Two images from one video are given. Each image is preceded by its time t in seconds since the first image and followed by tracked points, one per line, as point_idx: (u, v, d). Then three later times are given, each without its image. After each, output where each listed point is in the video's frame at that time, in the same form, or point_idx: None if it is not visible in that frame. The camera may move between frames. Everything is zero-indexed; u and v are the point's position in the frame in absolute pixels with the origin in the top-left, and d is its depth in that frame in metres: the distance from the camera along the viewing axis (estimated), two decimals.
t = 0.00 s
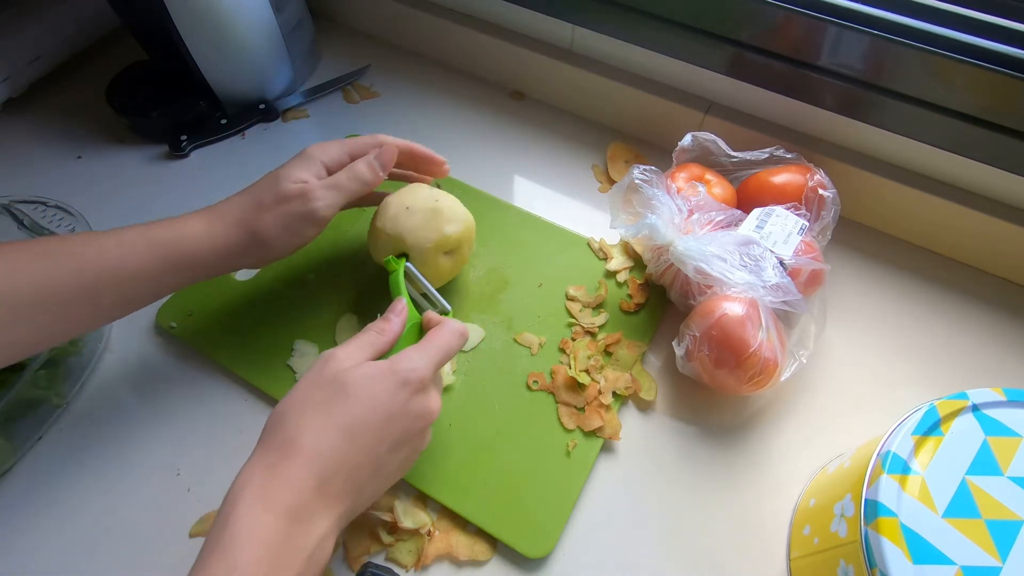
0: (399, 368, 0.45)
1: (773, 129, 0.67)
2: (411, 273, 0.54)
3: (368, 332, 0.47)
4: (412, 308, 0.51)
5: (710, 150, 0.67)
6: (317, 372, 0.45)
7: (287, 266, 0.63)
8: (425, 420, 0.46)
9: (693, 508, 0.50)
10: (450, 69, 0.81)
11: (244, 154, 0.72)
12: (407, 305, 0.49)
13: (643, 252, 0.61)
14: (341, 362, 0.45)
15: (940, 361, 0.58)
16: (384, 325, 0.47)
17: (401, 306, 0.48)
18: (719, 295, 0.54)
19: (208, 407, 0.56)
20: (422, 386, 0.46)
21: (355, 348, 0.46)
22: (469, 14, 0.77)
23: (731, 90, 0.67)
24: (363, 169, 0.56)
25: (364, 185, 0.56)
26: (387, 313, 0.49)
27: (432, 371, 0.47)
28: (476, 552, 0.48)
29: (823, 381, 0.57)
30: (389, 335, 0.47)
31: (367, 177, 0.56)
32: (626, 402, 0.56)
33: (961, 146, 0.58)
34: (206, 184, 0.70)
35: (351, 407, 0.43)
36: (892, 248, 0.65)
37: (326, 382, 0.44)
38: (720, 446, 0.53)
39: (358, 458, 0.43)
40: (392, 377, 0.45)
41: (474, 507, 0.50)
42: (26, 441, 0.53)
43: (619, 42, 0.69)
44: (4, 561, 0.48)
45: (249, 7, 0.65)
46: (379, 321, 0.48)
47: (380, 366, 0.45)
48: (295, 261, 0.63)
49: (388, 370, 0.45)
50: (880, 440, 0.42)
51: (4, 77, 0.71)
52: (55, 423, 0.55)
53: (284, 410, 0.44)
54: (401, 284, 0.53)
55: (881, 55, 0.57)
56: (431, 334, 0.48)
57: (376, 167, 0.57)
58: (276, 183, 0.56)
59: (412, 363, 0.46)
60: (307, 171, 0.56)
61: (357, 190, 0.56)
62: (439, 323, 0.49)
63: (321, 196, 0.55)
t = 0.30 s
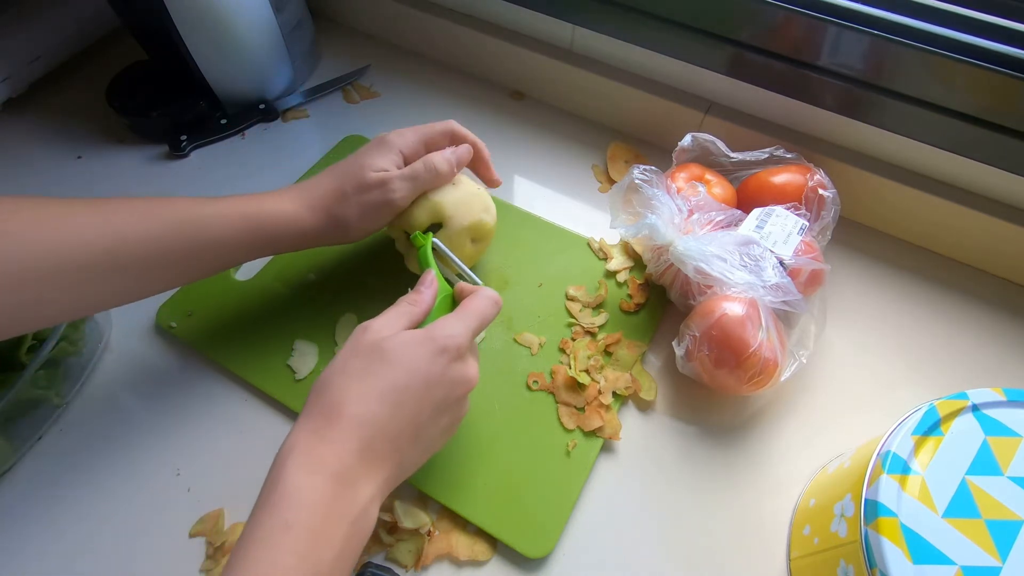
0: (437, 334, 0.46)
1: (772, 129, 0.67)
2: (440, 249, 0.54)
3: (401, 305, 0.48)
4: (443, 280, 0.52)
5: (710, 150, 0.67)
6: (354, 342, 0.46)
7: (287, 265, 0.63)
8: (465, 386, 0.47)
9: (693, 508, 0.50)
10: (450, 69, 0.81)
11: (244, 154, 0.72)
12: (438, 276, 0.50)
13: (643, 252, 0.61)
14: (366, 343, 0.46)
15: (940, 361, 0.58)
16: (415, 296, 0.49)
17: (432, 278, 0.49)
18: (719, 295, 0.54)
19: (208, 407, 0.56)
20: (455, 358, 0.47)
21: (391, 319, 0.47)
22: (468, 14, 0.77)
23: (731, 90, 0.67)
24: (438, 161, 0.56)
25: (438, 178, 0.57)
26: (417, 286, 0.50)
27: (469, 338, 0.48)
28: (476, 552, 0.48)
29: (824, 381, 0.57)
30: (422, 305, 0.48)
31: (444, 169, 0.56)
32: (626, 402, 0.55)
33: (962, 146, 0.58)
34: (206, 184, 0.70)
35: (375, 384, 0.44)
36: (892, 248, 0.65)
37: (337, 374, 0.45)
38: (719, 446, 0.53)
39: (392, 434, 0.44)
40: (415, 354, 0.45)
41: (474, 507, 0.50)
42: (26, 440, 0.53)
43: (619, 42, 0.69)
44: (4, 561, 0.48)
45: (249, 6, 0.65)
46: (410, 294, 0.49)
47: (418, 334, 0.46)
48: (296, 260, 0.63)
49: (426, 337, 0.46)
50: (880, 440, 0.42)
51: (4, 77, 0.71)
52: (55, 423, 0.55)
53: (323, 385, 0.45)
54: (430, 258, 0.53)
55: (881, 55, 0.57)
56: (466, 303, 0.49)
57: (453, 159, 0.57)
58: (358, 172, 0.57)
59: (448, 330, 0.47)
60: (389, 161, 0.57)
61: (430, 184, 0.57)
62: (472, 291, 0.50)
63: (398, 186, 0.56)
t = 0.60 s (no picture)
0: (478, 291, 0.47)
1: (772, 129, 0.67)
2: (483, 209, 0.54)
3: (442, 255, 0.48)
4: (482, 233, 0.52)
5: (710, 150, 0.67)
6: (399, 292, 0.46)
7: (287, 265, 0.63)
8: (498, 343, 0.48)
9: (693, 508, 0.50)
10: (450, 69, 0.81)
11: (244, 154, 0.72)
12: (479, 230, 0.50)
13: (643, 252, 0.61)
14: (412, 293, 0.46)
15: (940, 361, 0.58)
16: (457, 248, 0.48)
17: (472, 231, 0.49)
18: (719, 295, 0.54)
19: (209, 407, 0.56)
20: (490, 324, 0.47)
21: (433, 269, 0.47)
22: (468, 14, 0.77)
23: (732, 90, 0.67)
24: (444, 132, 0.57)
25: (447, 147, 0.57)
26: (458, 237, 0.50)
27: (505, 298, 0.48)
28: (476, 552, 0.48)
29: (823, 381, 0.57)
30: (462, 259, 0.48)
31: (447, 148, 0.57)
32: (626, 402, 0.55)
33: (962, 146, 0.58)
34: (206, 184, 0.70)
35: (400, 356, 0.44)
36: (893, 248, 0.65)
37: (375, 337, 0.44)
38: (719, 446, 0.53)
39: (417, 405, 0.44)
40: (456, 315, 0.45)
41: (474, 508, 0.50)
42: (26, 440, 0.53)
43: (619, 42, 0.69)
44: (4, 561, 0.48)
45: (249, 6, 0.65)
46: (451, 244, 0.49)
47: (462, 292, 0.46)
48: (296, 260, 0.63)
49: (468, 295, 0.46)
50: (880, 440, 0.42)
51: (4, 77, 0.71)
52: (55, 422, 0.55)
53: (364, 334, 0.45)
54: (476, 211, 0.53)
55: (882, 55, 0.57)
56: (505, 262, 0.49)
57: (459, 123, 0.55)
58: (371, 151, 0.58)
59: (489, 288, 0.47)
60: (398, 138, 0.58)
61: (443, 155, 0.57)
62: (511, 251, 0.51)
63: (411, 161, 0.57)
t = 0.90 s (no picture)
0: (470, 281, 0.47)
1: (773, 129, 0.67)
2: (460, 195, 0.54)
3: (428, 253, 0.49)
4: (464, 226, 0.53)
5: (710, 150, 0.67)
6: (397, 290, 0.46)
7: (287, 265, 0.63)
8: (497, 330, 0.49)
9: (693, 508, 0.50)
10: (451, 69, 0.81)
11: (244, 154, 0.72)
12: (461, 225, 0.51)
13: (642, 252, 0.61)
14: (405, 291, 0.46)
15: (940, 361, 0.58)
16: (442, 244, 0.49)
17: (454, 226, 0.50)
18: (719, 295, 0.54)
19: (208, 407, 0.56)
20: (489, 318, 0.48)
21: (424, 267, 0.47)
22: (468, 14, 0.77)
23: (731, 90, 0.67)
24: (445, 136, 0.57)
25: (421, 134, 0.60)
26: (442, 234, 0.50)
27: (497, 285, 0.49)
28: (476, 552, 0.48)
29: (824, 381, 0.57)
30: (448, 254, 0.49)
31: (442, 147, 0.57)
32: (626, 402, 0.56)
33: (962, 147, 0.58)
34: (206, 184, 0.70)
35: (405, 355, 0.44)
36: (893, 249, 0.65)
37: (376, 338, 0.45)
38: (719, 446, 0.53)
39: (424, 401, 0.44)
40: (454, 309, 0.46)
41: (475, 508, 0.50)
42: (26, 441, 0.53)
43: (619, 42, 0.69)
44: (5, 561, 0.48)
45: (249, 6, 0.65)
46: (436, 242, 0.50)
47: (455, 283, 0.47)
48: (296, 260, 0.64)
49: (461, 285, 0.47)
50: (880, 440, 0.42)
51: (4, 77, 0.71)
52: (55, 422, 0.55)
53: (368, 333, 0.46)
54: (453, 205, 0.53)
55: (881, 55, 0.57)
56: (491, 250, 0.50)
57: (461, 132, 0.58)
58: (369, 156, 0.58)
59: (481, 278, 0.48)
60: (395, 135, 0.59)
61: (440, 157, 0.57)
62: (495, 239, 0.52)
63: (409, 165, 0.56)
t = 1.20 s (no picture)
0: (455, 278, 0.47)
1: (773, 129, 0.67)
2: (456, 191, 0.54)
3: (418, 248, 0.49)
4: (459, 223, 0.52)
5: (710, 150, 0.67)
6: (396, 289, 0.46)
7: (287, 265, 0.63)
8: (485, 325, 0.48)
9: (694, 509, 0.50)
10: (451, 69, 0.81)
11: (244, 154, 0.72)
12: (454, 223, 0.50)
13: (642, 252, 0.61)
14: (391, 289, 0.46)
15: (941, 361, 0.58)
16: (432, 240, 0.49)
17: (449, 224, 0.50)
18: (718, 295, 0.54)
19: (209, 407, 0.56)
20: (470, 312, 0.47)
21: (410, 263, 0.47)
22: (469, 14, 0.77)
23: (732, 91, 0.67)
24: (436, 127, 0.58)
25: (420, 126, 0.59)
26: (436, 230, 0.50)
27: (485, 281, 0.49)
28: (476, 552, 0.48)
29: (824, 381, 0.57)
30: (438, 249, 0.48)
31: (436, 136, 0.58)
32: (626, 402, 0.56)
33: (963, 147, 0.58)
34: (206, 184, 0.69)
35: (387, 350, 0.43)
36: (893, 249, 0.65)
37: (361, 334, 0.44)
38: (719, 446, 0.53)
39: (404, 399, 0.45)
40: (437, 307, 0.46)
41: (474, 508, 0.50)
42: (26, 441, 0.53)
43: (619, 42, 0.69)
44: (5, 561, 0.48)
45: (249, 6, 0.65)
46: (428, 237, 0.50)
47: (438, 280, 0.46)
48: (296, 260, 0.64)
49: (444, 282, 0.46)
50: (880, 440, 0.42)
51: (4, 77, 0.71)
52: (55, 422, 0.55)
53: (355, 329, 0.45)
54: (449, 205, 0.53)
55: (881, 55, 0.57)
56: (481, 247, 0.50)
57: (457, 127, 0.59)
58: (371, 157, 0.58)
59: (466, 274, 0.47)
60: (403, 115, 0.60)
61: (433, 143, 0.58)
62: (487, 235, 0.51)
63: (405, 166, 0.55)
